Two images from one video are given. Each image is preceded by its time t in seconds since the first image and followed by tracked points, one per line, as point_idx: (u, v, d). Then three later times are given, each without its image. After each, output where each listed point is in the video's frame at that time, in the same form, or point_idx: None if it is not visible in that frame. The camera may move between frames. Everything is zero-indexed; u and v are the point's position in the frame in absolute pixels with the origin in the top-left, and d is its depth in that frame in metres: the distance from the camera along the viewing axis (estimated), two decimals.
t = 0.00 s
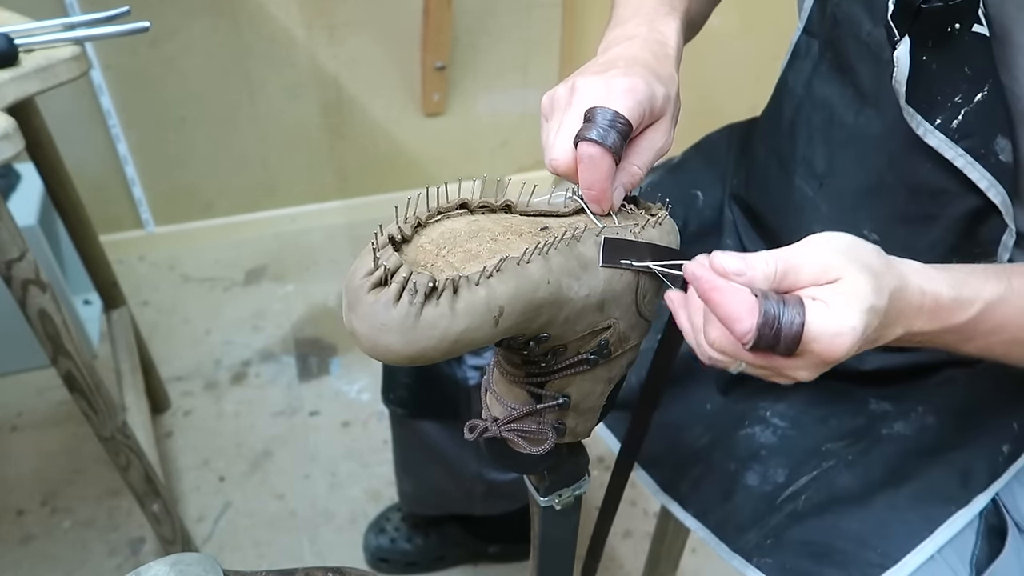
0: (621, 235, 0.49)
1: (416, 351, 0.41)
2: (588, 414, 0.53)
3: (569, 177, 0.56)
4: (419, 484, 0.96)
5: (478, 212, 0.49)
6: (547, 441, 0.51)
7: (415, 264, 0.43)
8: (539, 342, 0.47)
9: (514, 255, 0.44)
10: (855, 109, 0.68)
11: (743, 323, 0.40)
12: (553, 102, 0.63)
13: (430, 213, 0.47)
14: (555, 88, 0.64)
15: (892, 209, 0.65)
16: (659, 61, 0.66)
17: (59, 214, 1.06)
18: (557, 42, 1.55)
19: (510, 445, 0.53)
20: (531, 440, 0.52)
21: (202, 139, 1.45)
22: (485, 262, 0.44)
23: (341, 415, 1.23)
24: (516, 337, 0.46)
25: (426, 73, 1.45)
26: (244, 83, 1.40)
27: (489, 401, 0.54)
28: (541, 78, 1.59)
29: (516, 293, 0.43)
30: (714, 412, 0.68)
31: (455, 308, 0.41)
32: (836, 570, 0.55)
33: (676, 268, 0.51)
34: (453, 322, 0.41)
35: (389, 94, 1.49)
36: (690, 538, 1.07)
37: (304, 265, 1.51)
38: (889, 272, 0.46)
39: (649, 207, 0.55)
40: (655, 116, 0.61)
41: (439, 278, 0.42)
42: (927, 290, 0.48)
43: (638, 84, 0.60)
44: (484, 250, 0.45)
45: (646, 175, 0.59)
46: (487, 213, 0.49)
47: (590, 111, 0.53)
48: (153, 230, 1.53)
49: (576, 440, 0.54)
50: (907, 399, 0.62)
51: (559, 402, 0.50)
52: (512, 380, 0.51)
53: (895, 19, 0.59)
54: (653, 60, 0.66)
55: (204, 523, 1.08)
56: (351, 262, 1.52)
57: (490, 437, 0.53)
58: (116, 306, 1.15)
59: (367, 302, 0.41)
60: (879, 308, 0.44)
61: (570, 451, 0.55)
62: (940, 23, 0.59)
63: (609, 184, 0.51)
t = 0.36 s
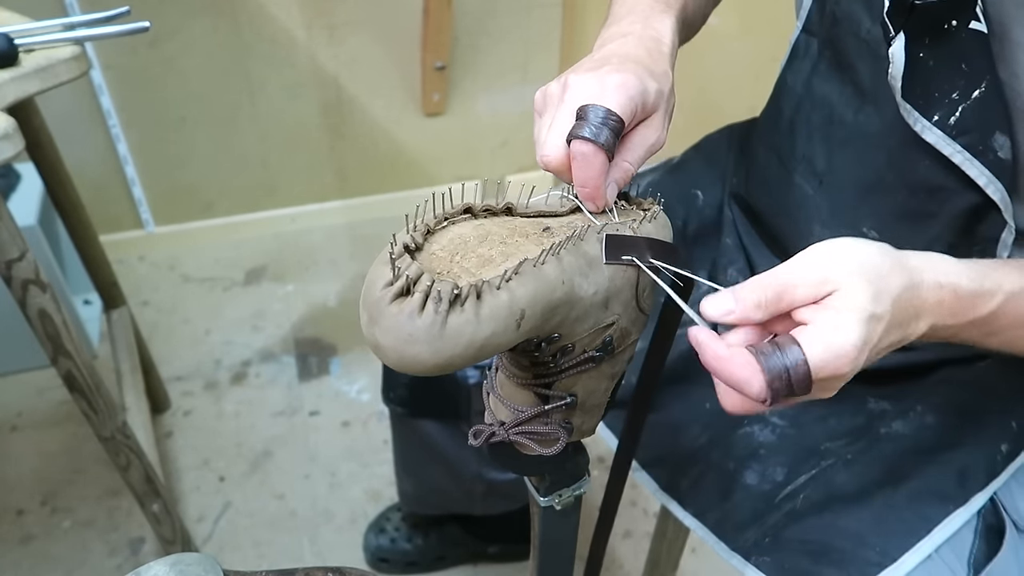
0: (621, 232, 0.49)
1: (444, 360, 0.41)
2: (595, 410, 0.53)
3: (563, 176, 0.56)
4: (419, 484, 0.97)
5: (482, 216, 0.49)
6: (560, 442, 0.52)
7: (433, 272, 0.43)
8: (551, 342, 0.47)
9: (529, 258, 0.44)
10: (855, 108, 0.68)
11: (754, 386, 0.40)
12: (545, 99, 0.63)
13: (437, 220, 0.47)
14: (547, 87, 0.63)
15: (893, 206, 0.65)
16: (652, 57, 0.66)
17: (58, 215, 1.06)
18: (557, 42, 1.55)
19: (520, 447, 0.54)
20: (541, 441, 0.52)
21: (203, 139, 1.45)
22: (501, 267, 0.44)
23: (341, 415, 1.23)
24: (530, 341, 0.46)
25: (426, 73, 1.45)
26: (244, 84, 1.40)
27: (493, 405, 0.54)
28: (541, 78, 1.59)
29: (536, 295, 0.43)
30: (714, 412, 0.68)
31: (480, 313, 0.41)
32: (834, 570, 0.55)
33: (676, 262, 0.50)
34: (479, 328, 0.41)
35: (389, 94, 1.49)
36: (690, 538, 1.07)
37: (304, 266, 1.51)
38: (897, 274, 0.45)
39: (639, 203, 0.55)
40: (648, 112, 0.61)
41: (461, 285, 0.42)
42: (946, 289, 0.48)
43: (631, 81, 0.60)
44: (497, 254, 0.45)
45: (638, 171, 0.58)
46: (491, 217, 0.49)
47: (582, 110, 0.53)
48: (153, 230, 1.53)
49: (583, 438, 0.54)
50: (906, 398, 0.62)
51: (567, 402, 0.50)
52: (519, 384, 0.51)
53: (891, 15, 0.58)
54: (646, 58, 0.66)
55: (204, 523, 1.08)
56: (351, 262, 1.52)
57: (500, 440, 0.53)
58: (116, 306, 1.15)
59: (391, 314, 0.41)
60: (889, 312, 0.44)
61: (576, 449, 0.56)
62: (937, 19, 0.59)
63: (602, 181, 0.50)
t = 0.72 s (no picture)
0: (622, 238, 0.49)
1: (415, 353, 0.41)
2: (589, 414, 0.53)
3: (581, 175, 0.55)
4: (419, 484, 0.96)
5: (479, 213, 0.49)
6: (547, 442, 0.51)
7: (415, 266, 0.43)
8: (540, 343, 0.47)
9: (514, 258, 0.44)
10: (857, 105, 0.67)
11: (756, 304, 0.38)
12: (565, 86, 0.61)
13: (431, 214, 0.47)
14: (569, 72, 0.62)
15: (896, 204, 0.65)
16: (672, 55, 0.66)
17: (58, 214, 1.06)
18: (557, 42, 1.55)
19: (510, 445, 0.53)
20: (531, 440, 0.52)
21: (202, 139, 1.45)
22: (485, 265, 0.44)
23: (341, 416, 1.23)
24: (516, 339, 0.46)
25: (426, 73, 1.45)
26: (244, 83, 1.40)
27: (489, 401, 0.54)
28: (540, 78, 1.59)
29: (515, 295, 0.43)
30: (714, 411, 0.68)
31: (454, 310, 0.41)
32: (835, 569, 0.55)
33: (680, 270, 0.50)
34: (452, 324, 0.41)
35: (389, 94, 1.48)
36: (690, 538, 1.07)
37: (305, 265, 1.51)
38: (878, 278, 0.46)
39: (650, 207, 0.55)
40: (668, 117, 0.60)
41: (439, 280, 0.42)
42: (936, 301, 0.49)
43: (658, 85, 0.58)
44: (484, 252, 0.45)
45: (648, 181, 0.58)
46: (488, 214, 0.49)
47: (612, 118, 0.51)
48: (153, 230, 1.53)
49: (576, 440, 0.54)
50: (907, 397, 0.63)
51: (559, 403, 0.50)
52: (511, 380, 0.51)
53: (891, 14, 0.61)
54: (668, 57, 0.65)
55: (204, 523, 1.08)
56: (351, 262, 1.52)
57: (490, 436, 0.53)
58: (116, 306, 1.15)
59: (367, 304, 0.41)
60: (846, 328, 0.43)
61: (570, 452, 0.55)
62: (939, 16, 0.60)
63: (620, 192, 0.49)
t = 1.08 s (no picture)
0: (622, 236, 0.49)
1: (417, 352, 0.41)
2: (589, 414, 0.53)
3: (576, 175, 0.56)
4: (419, 484, 0.96)
5: (480, 212, 0.49)
6: (547, 442, 0.51)
7: (416, 265, 0.43)
8: (541, 342, 0.47)
9: (515, 257, 0.44)
10: (860, 105, 0.68)
11: (726, 249, 0.41)
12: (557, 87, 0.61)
13: (431, 214, 0.47)
14: (560, 73, 0.62)
15: (899, 204, 0.65)
16: (665, 54, 0.66)
17: (58, 215, 1.06)
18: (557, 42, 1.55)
19: (510, 446, 0.53)
20: (530, 440, 0.52)
21: (202, 139, 1.45)
22: (486, 263, 0.44)
23: (341, 415, 1.23)
24: (517, 338, 0.46)
25: (425, 73, 1.45)
26: (244, 83, 1.40)
27: (489, 401, 0.54)
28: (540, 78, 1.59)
29: (517, 294, 0.43)
30: (714, 413, 0.69)
31: (456, 309, 0.41)
32: (838, 570, 0.55)
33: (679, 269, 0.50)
34: (454, 323, 0.41)
35: (388, 94, 1.48)
36: (690, 538, 1.07)
37: (305, 265, 1.51)
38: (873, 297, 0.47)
39: (649, 207, 0.55)
40: (662, 114, 0.61)
41: (440, 279, 0.42)
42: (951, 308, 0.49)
43: (651, 82, 0.59)
44: (486, 251, 0.45)
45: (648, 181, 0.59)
46: (489, 213, 0.49)
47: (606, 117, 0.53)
48: (153, 230, 1.53)
49: (576, 440, 0.54)
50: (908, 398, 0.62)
51: (559, 403, 0.50)
52: (511, 380, 0.51)
53: (898, 10, 0.59)
54: (660, 55, 0.65)
55: (204, 523, 1.08)
56: (351, 262, 1.52)
57: (490, 436, 0.53)
58: (116, 306, 1.15)
59: (368, 303, 0.41)
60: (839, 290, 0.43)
61: (570, 452, 0.55)
62: (945, 15, 0.61)
63: (618, 189, 0.50)
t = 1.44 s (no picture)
0: (622, 235, 0.49)
1: (418, 350, 0.41)
2: (589, 414, 0.53)
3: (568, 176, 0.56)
4: (418, 483, 0.96)
5: (480, 211, 0.49)
6: (547, 441, 0.51)
7: (416, 262, 0.43)
8: (541, 341, 0.47)
9: (515, 255, 0.44)
10: (859, 103, 0.68)
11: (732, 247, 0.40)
12: (542, 94, 0.62)
13: (431, 212, 0.47)
14: (544, 80, 0.62)
15: (898, 201, 0.65)
16: (649, 50, 0.66)
17: (58, 215, 1.06)
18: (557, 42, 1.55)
19: (509, 445, 0.53)
20: (530, 440, 0.52)
21: (202, 139, 1.45)
22: (486, 261, 0.44)
23: (341, 415, 1.23)
24: (517, 337, 0.46)
25: (425, 73, 1.45)
26: (244, 83, 1.40)
27: (489, 401, 0.54)
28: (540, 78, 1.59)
29: (517, 292, 0.43)
30: (715, 411, 0.68)
31: (456, 306, 0.41)
32: (837, 570, 0.55)
33: (678, 269, 0.50)
34: (454, 320, 0.41)
35: (388, 94, 1.48)
36: (690, 538, 1.07)
37: (305, 266, 1.51)
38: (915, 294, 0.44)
39: (649, 206, 0.55)
40: (648, 106, 0.61)
41: (441, 277, 0.42)
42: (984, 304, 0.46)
43: (629, 74, 0.59)
44: (485, 249, 0.45)
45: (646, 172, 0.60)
46: (488, 212, 0.49)
47: (586, 112, 0.54)
48: (153, 230, 1.53)
49: (576, 440, 0.54)
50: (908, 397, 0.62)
51: (559, 402, 0.50)
52: (511, 379, 0.51)
53: (898, 7, 0.60)
54: (644, 51, 0.66)
55: (204, 523, 1.08)
56: (351, 262, 1.52)
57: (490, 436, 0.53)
58: (116, 306, 1.15)
59: (369, 300, 0.41)
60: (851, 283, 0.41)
61: (571, 452, 0.55)
62: (945, 12, 0.61)
63: (609, 182, 0.51)
